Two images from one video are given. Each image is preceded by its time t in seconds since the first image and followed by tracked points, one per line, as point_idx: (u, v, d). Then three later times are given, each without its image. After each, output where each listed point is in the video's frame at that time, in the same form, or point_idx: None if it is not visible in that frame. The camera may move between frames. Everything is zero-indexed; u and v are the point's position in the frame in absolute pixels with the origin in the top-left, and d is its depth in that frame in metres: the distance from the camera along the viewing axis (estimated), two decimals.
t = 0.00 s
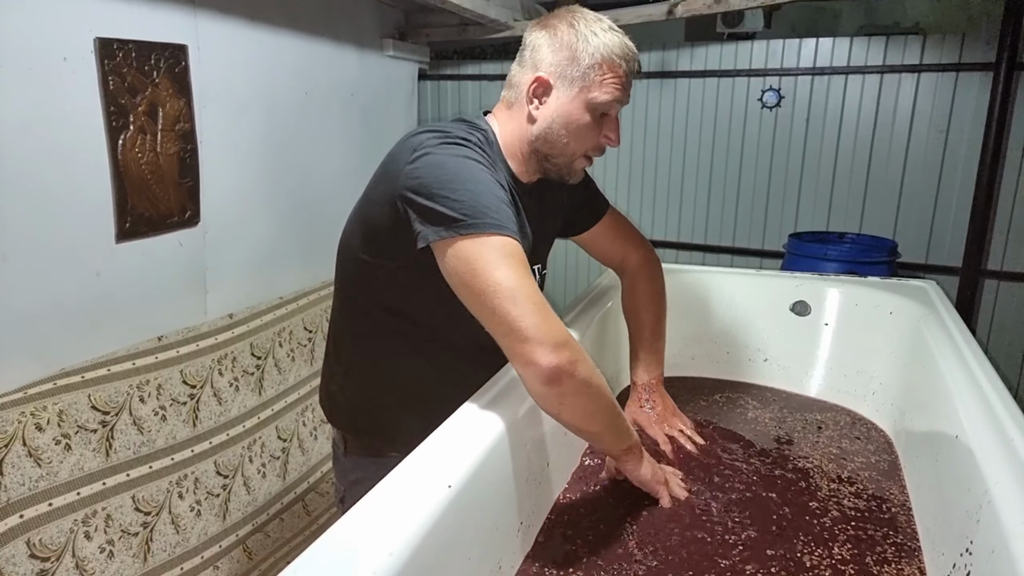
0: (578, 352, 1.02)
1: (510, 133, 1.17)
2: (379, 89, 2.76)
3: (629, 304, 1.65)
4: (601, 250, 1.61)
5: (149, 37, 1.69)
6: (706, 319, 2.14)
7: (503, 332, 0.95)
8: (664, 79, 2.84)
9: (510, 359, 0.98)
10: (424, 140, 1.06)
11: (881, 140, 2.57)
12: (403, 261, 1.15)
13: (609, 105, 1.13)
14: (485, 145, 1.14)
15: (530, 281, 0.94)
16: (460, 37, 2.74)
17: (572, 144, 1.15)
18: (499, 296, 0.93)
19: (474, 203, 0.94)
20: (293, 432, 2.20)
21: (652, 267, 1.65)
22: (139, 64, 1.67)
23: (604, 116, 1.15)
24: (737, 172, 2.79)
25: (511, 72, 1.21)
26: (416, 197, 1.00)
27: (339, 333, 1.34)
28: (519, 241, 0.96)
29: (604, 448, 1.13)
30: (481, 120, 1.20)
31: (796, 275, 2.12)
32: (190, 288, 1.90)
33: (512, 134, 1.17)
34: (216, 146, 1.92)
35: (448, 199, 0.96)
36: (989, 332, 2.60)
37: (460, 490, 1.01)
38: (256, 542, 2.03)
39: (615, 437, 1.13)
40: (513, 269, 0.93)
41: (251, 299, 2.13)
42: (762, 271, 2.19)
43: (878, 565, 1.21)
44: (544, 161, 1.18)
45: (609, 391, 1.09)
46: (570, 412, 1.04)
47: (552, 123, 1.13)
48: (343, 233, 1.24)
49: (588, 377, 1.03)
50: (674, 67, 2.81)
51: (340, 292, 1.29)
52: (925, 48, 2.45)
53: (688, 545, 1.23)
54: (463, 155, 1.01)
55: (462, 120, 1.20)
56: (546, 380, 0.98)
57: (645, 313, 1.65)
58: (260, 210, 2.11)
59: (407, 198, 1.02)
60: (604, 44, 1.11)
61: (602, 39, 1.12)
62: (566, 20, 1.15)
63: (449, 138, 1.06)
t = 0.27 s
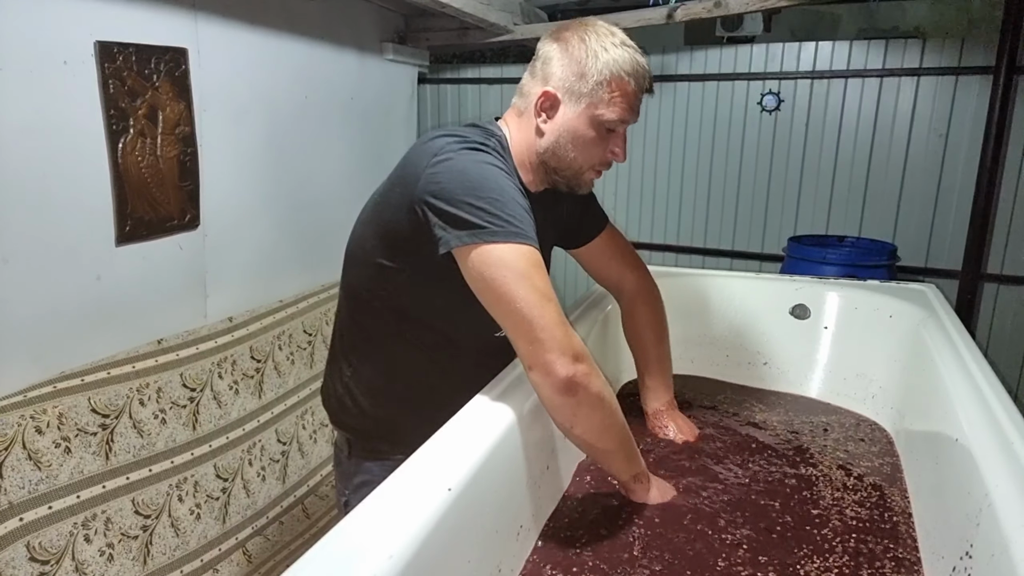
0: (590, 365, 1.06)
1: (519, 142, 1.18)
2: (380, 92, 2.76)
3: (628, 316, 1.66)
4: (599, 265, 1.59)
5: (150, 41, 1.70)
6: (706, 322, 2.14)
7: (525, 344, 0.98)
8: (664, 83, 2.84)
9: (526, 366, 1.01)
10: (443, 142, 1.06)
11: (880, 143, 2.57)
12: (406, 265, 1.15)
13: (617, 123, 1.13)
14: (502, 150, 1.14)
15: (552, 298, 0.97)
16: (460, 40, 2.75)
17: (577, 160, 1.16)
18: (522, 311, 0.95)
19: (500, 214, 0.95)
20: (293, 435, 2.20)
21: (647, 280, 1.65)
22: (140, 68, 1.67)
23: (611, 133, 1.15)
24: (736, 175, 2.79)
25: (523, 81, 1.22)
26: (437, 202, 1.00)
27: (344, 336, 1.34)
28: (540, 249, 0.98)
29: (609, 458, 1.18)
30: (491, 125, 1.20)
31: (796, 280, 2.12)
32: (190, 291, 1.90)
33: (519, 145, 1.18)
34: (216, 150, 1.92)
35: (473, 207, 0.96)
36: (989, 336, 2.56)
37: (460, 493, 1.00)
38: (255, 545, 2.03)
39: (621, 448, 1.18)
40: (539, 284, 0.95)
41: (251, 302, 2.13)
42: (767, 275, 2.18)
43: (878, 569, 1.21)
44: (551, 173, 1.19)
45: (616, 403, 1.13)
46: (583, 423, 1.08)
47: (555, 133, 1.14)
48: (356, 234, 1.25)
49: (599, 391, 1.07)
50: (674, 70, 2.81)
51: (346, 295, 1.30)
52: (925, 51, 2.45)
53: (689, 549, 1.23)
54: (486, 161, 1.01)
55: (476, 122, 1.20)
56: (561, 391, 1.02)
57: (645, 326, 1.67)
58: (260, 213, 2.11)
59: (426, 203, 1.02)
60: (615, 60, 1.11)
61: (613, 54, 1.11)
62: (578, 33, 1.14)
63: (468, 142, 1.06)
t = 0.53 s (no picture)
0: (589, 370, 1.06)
1: (519, 142, 1.19)
2: (378, 92, 2.76)
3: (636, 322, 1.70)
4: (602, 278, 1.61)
5: (147, 42, 1.69)
6: (705, 321, 2.13)
7: (525, 347, 0.97)
8: (662, 82, 2.84)
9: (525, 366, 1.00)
10: (446, 145, 1.06)
11: (880, 141, 2.57)
12: (407, 268, 1.15)
13: (615, 120, 1.13)
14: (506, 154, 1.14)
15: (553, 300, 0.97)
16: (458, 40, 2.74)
17: (576, 157, 1.15)
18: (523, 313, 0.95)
19: (502, 215, 0.95)
20: (292, 437, 2.20)
21: (649, 286, 1.66)
22: (137, 70, 1.67)
23: (610, 129, 1.15)
24: (736, 174, 2.79)
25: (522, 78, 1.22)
26: (439, 203, 1.00)
27: (347, 338, 1.34)
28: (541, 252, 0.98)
29: (610, 466, 1.17)
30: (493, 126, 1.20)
31: (796, 279, 2.11)
32: (189, 292, 1.90)
33: (519, 144, 1.19)
34: (214, 151, 1.91)
35: (475, 208, 0.96)
36: (988, 333, 2.60)
37: (460, 494, 1.00)
38: (256, 546, 2.03)
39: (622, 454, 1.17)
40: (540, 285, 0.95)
41: (250, 304, 2.13)
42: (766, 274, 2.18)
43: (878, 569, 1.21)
44: (550, 172, 1.19)
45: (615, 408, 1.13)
46: (584, 428, 1.07)
47: (556, 134, 1.14)
48: (360, 233, 1.25)
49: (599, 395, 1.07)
50: (672, 69, 2.81)
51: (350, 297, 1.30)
52: (924, 49, 2.45)
53: (691, 552, 1.23)
54: (487, 163, 1.02)
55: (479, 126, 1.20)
56: (562, 395, 1.02)
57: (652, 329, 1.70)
58: (259, 214, 2.11)
59: (429, 204, 1.01)
60: (611, 56, 1.10)
61: (609, 49, 1.10)
62: (576, 30, 1.14)
63: (471, 145, 1.07)
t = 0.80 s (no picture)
0: (569, 360, 1.00)
1: (517, 138, 1.18)
2: (376, 93, 2.76)
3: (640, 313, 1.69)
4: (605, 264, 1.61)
5: (145, 42, 1.69)
6: (703, 322, 2.15)
7: (490, 342, 0.93)
8: (660, 84, 2.84)
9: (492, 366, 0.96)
10: (439, 143, 1.07)
11: (876, 143, 2.58)
12: (408, 266, 1.15)
13: (613, 105, 1.13)
14: (501, 151, 1.13)
15: (518, 287, 0.93)
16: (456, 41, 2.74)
17: (577, 146, 1.15)
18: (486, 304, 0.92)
19: (476, 208, 0.94)
20: (290, 438, 2.19)
21: (655, 277, 1.67)
22: (135, 69, 1.66)
23: (609, 115, 1.15)
24: (733, 175, 2.80)
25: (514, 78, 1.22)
26: (425, 201, 1.00)
27: (348, 336, 1.34)
28: (520, 250, 0.96)
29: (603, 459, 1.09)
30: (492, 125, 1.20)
31: (793, 279, 2.12)
32: (186, 293, 1.89)
33: (518, 140, 1.18)
34: (212, 151, 1.91)
35: (453, 204, 0.96)
36: (984, 335, 2.60)
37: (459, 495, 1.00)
38: (252, 548, 2.02)
39: (615, 446, 1.09)
40: (500, 274, 0.91)
41: (248, 305, 2.12)
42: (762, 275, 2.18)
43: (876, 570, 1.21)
44: (552, 165, 1.18)
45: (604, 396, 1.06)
46: (561, 425, 1.01)
47: (556, 129, 1.14)
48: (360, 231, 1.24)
49: (579, 387, 1.00)
50: (670, 71, 2.82)
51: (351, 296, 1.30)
52: (920, 52, 2.46)
53: (690, 553, 1.24)
54: (473, 160, 1.01)
55: (478, 124, 1.20)
56: (529, 393, 0.96)
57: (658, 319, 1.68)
58: (256, 214, 2.11)
59: (417, 203, 1.02)
60: (603, 40, 1.11)
61: (600, 35, 1.11)
62: (565, 22, 1.14)
63: (463, 143, 1.07)
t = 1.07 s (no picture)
0: (601, 369, 1.02)
1: (519, 146, 1.18)
2: (375, 94, 2.76)
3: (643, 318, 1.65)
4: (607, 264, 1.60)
5: (144, 43, 1.69)
6: (701, 324, 2.16)
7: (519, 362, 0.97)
8: (658, 85, 2.85)
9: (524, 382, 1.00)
10: (443, 153, 1.06)
11: (874, 145, 2.58)
12: (408, 269, 1.15)
13: (613, 106, 1.13)
14: (504, 161, 1.13)
15: (537, 309, 0.95)
16: (454, 42, 2.74)
17: (580, 151, 1.15)
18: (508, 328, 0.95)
19: (490, 228, 0.94)
20: (288, 438, 2.20)
21: (660, 282, 1.64)
22: (134, 70, 1.66)
23: (610, 117, 1.14)
24: (732, 177, 2.80)
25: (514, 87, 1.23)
26: (431, 216, 1.00)
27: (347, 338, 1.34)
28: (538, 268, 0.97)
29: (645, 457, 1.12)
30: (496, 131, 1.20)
31: (790, 281, 2.12)
32: (184, 294, 1.89)
33: (521, 147, 1.18)
34: (210, 152, 1.91)
35: (464, 222, 0.96)
36: (981, 337, 2.61)
37: (456, 496, 1.00)
38: (250, 549, 2.02)
39: (657, 446, 1.11)
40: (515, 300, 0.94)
41: (246, 306, 2.12)
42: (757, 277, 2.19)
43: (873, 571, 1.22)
44: (556, 170, 1.19)
45: (640, 397, 1.08)
46: (599, 431, 1.05)
47: (554, 133, 1.14)
48: (360, 235, 1.25)
49: (612, 395, 1.03)
50: (669, 73, 2.82)
51: (350, 297, 1.30)
52: (918, 54, 2.46)
53: (687, 553, 1.24)
54: (482, 175, 1.01)
55: (481, 131, 1.19)
56: (563, 407, 1.00)
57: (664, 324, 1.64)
58: (254, 215, 2.11)
59: (422, 216, 1.02)
60: (597, 43, 1.11)
61: (594, 38, 1.12)
62: (560, 27, 1.15)
63: (468, 152, 1.06)
